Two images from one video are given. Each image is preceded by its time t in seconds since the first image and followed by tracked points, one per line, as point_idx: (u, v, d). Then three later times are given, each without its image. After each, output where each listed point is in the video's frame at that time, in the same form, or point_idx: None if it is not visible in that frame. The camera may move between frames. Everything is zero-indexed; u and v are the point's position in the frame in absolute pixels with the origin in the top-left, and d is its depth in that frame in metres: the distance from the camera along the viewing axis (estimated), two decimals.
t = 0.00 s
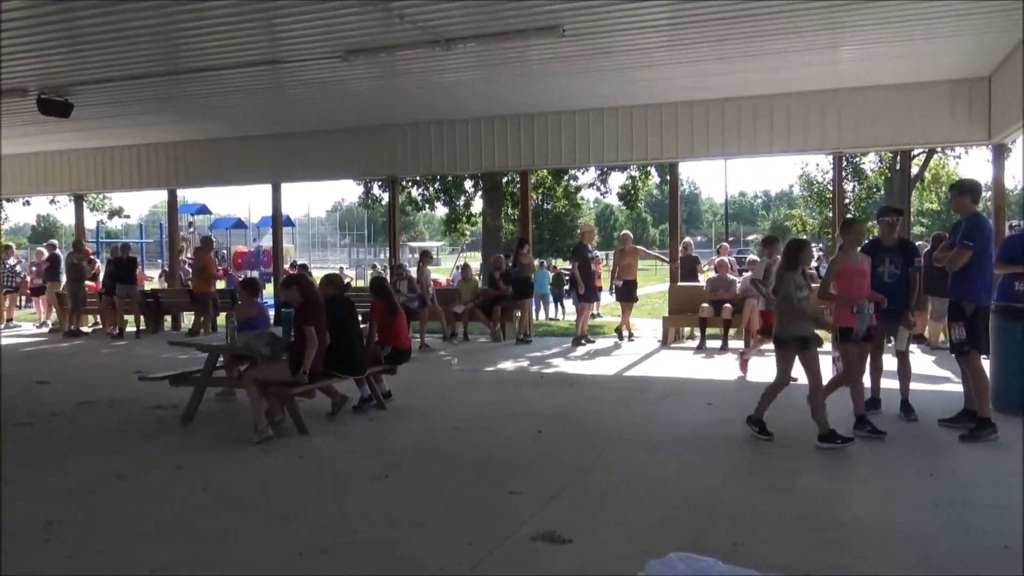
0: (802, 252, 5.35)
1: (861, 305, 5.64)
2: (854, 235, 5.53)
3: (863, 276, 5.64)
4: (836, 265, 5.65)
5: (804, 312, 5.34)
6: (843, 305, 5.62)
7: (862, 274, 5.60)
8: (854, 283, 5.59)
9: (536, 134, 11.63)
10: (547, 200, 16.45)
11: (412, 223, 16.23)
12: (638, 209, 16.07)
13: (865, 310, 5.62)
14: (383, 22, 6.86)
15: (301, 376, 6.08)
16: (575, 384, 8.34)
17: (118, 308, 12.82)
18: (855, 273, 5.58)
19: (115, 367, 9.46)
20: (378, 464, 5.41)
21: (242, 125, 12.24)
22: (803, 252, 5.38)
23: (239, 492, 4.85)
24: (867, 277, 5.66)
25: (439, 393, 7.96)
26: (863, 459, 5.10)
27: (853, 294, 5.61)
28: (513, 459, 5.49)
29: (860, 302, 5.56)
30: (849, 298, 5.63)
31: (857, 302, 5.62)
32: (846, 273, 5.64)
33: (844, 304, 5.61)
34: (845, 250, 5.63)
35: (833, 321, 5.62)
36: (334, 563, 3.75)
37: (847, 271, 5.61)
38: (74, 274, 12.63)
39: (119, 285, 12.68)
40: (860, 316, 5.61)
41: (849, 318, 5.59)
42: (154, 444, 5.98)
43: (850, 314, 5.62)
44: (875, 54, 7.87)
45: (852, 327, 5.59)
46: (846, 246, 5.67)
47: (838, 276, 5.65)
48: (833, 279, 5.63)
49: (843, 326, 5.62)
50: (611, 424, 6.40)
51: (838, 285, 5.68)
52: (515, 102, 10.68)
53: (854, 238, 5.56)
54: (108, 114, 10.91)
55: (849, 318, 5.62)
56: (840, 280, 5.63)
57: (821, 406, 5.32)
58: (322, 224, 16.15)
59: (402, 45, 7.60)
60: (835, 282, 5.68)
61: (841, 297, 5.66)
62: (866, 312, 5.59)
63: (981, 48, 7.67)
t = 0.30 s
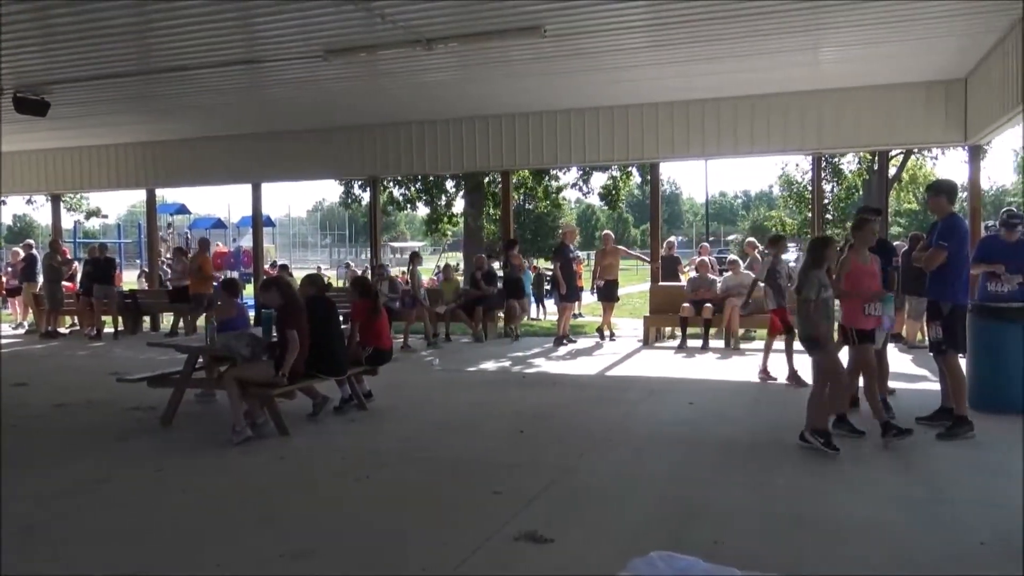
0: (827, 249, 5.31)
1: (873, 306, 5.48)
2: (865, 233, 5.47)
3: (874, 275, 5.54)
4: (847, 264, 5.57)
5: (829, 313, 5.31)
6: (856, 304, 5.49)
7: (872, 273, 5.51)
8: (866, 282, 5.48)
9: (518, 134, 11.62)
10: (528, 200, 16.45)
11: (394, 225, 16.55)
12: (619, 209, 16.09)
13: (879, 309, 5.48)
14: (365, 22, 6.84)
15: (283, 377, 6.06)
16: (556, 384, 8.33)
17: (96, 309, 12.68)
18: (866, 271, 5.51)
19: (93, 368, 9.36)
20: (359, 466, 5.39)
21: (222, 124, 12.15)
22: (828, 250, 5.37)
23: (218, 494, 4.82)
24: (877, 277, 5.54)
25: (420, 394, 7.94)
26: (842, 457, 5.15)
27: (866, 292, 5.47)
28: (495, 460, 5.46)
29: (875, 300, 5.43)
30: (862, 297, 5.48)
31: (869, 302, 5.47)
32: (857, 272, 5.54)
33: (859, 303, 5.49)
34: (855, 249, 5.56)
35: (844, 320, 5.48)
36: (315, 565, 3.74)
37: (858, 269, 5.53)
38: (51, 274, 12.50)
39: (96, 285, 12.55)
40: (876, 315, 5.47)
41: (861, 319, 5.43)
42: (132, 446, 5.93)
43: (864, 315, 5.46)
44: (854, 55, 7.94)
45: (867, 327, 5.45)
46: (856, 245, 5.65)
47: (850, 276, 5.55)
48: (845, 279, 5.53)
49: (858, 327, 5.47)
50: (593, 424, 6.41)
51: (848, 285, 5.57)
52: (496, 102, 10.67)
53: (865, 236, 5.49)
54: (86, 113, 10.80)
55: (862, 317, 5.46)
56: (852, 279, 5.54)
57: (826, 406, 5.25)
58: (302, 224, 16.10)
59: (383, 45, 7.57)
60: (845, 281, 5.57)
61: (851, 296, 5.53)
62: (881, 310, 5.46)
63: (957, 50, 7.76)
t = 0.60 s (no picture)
0: (853, 249, 5.02)
1: (890, 308, 5.25)
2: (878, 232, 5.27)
3: (888, 276, 5.32)
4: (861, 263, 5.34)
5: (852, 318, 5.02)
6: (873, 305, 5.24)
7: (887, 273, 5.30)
8: (881, 282, 5.26)
9: (501, 135, 11.61)
10: (511, 200, 16.46)
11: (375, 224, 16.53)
12: (603, 208, 16.11)
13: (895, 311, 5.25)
14: (347, 21, 6.81)
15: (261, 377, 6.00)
16: (540, 384, 8.34)
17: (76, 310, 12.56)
18: (880, 271, 5.28)
19: (73, 370, 9.26)
20: (342, 466, 5.37)
21: (203, 124, 12.06)
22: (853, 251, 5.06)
23: (199, 496, 4.79)
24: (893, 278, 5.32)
25: (403, 395, 7.91)
26: (825, 457, 5.17)
27: (882, 293, 5.23)
28: (479, 460, 5.45)
29: (893, 302, 5.19)
30: (880, 297, 5.23)
31: (887, 302, 5.23)
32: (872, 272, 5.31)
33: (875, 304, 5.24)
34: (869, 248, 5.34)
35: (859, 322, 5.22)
36: (298, 567, 3.72)
37: (872, 269, 5.31)
38: (30, 275, 12.35)
39: (76, 287, 12.43)
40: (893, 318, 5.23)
41: (880, 322, 5.20)
42: (113, 449, 5.88)
43: (881, 318, 5.22)
44: (835, 56, 7.99)
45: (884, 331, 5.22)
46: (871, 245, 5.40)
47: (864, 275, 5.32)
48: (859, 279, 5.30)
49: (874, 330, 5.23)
50: (576, 424, 6.42)
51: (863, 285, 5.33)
52: (480, 102, 10.66)
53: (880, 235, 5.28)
54: (64, 112, 10.68)
55: (878, 319, 5.21)
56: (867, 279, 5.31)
57: (864, 413, 4.93)
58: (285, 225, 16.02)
59: (365, 45, 7.55)
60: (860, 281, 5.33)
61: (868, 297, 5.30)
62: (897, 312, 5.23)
63: (936, 52, 7.83)
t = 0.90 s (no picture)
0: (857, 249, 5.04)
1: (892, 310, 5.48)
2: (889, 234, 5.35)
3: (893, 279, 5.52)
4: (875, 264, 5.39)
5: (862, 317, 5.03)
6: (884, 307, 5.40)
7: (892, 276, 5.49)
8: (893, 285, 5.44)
9: (477, 135, 11.60)
10: (487, 200, 16.47)
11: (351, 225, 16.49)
12: (578, 209, 16.16)
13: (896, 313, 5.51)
14: (322, 20, 6.78)
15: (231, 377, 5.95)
16: (516, 384, 8.34)
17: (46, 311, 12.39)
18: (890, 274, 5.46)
19: (42, 372, 9.13)
20: (318, 468, 5.34)
21: (175, 123, 11.93)
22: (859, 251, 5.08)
23: (173, 499, 4.74)
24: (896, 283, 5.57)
25: (379, 396, 7.89)
26: (796, 455, 5.23)
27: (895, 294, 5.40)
28: (455, 461, 5.45)
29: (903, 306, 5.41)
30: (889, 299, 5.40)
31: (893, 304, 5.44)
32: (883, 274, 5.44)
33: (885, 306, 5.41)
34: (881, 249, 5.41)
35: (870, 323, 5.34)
36: (273, 569, 3.70)
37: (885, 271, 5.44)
38: None
39: (47, 288, 12.27)
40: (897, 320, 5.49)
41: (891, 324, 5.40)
42: (84, 452, 5.81)
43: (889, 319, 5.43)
44: (807, 58, 8.08)
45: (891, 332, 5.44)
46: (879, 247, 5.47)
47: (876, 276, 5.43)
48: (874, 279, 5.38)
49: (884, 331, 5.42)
50: (552, 424, 6.43)
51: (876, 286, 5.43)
52: (456, 103, 10.65)
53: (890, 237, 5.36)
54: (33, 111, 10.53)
55: (888, 321, 5.41)
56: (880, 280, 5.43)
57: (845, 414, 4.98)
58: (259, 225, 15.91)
59: (341, 44, 7.52)
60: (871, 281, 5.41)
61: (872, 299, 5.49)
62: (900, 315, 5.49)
63: (905, 55, 7.95)
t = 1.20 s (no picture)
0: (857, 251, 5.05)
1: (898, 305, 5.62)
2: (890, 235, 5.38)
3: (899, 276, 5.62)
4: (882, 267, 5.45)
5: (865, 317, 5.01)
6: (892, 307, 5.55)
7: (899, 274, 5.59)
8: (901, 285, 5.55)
9: (441, 135, 11.57)
10: (451, 200, 16.46)
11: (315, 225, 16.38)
12: (542, 209, 16.22)
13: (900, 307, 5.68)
14: (283, 19, 6.72)
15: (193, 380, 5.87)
16: (481, 385, 8.34)
17: None
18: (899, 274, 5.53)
19: None
20: (281, 471, 5.28)
21: (133, 122, 11.73)
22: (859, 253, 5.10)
23: (133, 504, 4.66)
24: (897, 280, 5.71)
25: (342, 397, 7.83)
26: (758, 453, 5.30)
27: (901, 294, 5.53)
28: (420, 462, 5.44)
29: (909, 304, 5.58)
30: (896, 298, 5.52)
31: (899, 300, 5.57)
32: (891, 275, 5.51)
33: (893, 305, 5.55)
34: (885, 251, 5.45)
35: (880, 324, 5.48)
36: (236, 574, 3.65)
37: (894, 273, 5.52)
38: None
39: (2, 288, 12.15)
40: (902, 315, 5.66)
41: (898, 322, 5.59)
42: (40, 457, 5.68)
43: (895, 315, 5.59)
44: (768, 61, 8.19)
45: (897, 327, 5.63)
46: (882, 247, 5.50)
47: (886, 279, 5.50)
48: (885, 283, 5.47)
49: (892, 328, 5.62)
50: (518, 424, 6.44)
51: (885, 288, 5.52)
52: (419, 103, 10.62)
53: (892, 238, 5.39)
54: None
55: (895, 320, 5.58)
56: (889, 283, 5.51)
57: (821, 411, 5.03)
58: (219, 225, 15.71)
59: (303, 43, 7.45)
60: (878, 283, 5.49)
61: (879, 299, 5.62)
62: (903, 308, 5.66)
63: (863, 58, 8.10)
